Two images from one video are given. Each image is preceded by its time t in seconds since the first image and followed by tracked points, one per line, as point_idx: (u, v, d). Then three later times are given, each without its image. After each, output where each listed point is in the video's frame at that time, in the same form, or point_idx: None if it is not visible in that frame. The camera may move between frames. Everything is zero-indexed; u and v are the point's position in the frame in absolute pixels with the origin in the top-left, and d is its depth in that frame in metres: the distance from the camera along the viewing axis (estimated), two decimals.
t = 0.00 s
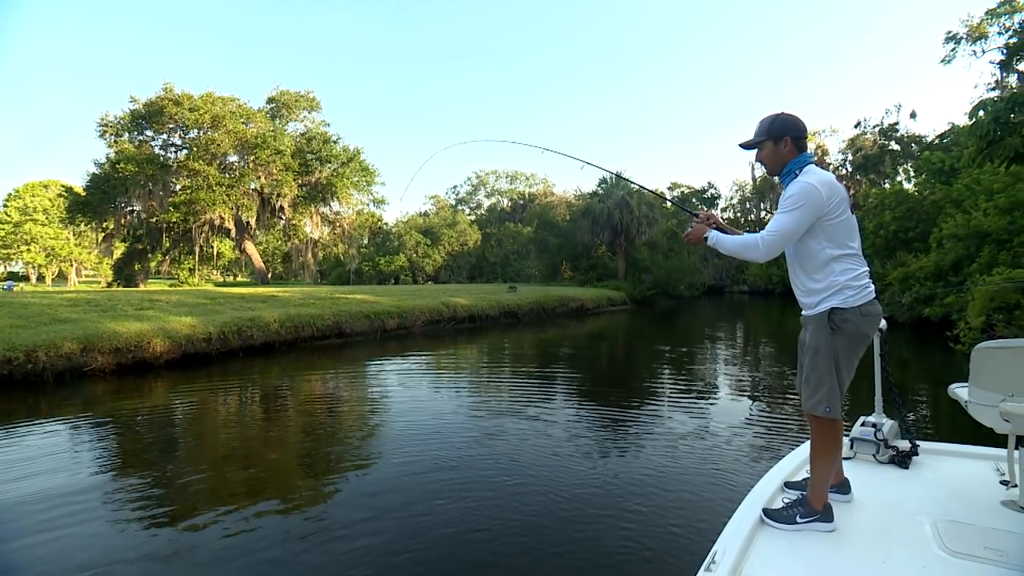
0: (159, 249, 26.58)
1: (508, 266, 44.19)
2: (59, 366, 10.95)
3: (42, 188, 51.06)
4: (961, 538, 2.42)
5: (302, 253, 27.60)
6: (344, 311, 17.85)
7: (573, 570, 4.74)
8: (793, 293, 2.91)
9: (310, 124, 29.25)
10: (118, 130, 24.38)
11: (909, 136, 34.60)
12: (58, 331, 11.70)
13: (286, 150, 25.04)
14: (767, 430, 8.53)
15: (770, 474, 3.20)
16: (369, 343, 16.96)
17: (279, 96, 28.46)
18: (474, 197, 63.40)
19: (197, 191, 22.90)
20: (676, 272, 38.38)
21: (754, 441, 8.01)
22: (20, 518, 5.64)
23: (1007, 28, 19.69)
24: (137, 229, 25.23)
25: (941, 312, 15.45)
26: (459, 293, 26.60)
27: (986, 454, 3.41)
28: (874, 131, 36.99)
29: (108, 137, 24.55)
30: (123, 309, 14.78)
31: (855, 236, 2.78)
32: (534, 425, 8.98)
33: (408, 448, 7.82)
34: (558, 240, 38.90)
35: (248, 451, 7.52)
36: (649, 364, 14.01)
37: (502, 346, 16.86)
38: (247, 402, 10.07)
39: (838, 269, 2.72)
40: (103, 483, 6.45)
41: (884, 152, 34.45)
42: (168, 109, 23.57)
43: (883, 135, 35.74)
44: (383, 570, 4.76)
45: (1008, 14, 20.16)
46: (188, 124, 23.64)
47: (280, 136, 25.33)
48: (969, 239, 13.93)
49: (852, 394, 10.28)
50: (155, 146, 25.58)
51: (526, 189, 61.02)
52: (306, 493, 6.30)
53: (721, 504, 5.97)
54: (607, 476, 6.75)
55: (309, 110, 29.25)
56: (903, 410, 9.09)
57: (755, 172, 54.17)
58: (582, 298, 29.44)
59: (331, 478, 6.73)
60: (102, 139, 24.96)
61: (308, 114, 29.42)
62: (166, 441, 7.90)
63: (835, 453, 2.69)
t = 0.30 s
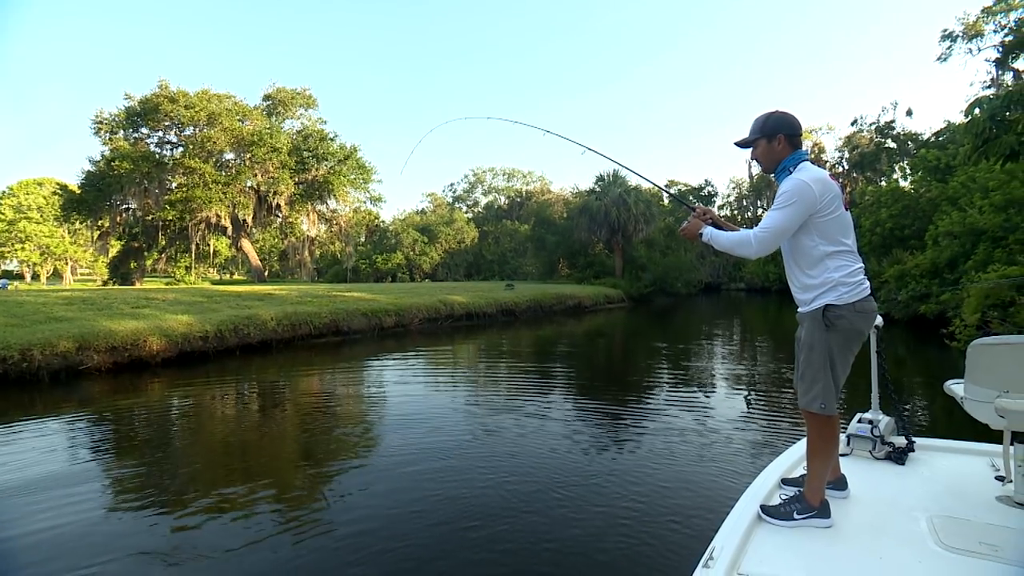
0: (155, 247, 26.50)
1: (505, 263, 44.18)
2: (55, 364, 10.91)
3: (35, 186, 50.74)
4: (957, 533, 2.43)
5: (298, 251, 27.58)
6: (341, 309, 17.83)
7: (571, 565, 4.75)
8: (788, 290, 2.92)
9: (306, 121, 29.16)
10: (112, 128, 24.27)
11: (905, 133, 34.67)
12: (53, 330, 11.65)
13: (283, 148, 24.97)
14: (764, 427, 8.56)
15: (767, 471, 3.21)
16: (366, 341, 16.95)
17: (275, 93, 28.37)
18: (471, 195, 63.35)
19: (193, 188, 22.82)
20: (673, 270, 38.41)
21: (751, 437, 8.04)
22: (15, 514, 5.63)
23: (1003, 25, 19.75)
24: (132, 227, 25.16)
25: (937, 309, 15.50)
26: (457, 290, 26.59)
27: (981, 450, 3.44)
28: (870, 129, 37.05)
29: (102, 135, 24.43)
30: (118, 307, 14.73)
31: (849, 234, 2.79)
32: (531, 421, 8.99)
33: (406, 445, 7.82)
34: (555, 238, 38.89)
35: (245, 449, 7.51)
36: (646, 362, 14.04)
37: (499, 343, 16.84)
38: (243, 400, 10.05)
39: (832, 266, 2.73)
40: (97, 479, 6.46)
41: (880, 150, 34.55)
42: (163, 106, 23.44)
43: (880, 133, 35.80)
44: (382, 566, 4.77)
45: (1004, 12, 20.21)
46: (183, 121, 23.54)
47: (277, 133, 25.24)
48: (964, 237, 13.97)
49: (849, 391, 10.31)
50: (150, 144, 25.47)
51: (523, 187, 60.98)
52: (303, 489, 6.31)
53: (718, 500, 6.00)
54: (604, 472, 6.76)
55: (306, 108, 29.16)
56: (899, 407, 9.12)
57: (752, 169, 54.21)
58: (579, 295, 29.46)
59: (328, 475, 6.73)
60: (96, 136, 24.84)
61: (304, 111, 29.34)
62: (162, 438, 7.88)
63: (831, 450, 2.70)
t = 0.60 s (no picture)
0: (147, 250, 26.37)
1: (500, 267, 44.21)
2: (45, 368, 10.84)
3: (26, 188, 50.39)
4: (950, 535, 2.45)
5: (292, 254, 27.54)
6: (335, 312, 17.80)
7: (566, 567, 4.76)
8: (782, 293, 2.94)
9: (301, 124, 29.10)
10: (104, 129, 24.17)
11: (896, 138, 34.95)
12: (44, 333, 11.59)
13: (277, 151, 24.91)
14: (758, 429, 8.60)
15: (762, 474, 3.22)
16: (360, 345, 16.92)
17: (269, 96, 28.35)
18: (466, 198, 63.37)
19: (186, 191, 22.74)
20: (667, 273, 38.52)
21: (745, 440, 8.08)
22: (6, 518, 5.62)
23: (991, 32, 19.97)
24: (124, 229, 25.02)
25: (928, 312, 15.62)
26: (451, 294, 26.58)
27: (972, 452, 3.47)
28: (862, 133, 37.30)
29: (94, 137, 24.31)
30: (109, 311, 14.65)
31: (841, 237, 2.81)
32: (526, 424, 9.00)
33: (401, 448, 7.81)
34: (550, 241, 38.94)
35: (238, 452, 7.48)
36: (640, 365, 14.08)
37: (494, 347, 16.83)
38: (236, 403, 10.02)
39: (825, 270, 2.75)
40: (90, 482, 6.48)
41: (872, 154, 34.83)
42: (157, 108, 23.36)
43: (871, 138, 36.08)
44: (377, 568, 4.76)
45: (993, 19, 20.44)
46: (177, 123, 23.47)
47: (271, 136, 25.18)
48: (955, 240, 14.09)
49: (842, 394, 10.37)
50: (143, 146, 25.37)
51: (518, 190, 61.05)
52: (297, 492, 6.29)
53: (712, 502, 6.01)
54: (599, 474, 6.77)
55: (300, 110, 29.11)
56: (891, 409, 9.19)
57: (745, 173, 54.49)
58: (573, 299, 29.52)
59: (322, 478, 6.71)
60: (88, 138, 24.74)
61: (298, 114, 29.29)
62: (155, 442, 7.85)
63: (825, 452, 2.72)
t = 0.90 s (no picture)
0: (135, 250, 26.17)
1: (490, 269, 44.21)
2: (28, 370, 10.71)
3: (11, 188, 49.80)
4: (933, 536, 2.49)
5: (282, 255, 27.45)
6: (325, 314, 17.71)
7: (556, 568, 4.77)
8: (772, 296, 2.97)
9: (291, 124, 28.98)
10: (91, 128, 23.98)
11: (883, 143, 35.31)
12: (28, 335, 11.45)
13: (267, 151, 24.78)
14: (747, 432, 8.65)
15: (751, 476, 3.25)
16: (350, 347, 16.86)
17: (260, 96, 28.23)
18: (457, 200, 63.36)
19: (174, 191, 22.55)
20: (658, 276, 38.65)
21: (734, 442, 8.13)
22: None
23: (975, 40, 20.27)
24: (111, 229, 24.79)
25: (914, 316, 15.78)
26: (442, 296, 26.54)
27: (957, 453, 3.52)
28: (849, 138, 37.68)
29: (80, 135, 24.11)
30: (95, 312, 14.50)
31: (829, 241, 2.85)
32: (516, 426, 9.01)
33: (391, 450, 7.79)
34: (541, 243, 38.98)
35: (226, 455, 7.43)
36: (631, 367, 14.13)
37: (485, 349, 16.83)
38: (224, 406, 9.94)
39: (813, 273, 2.78)
40: (74, 485, 6.42)
41: (860, 159, 35.24)
42: (145, 107, 23.21)
43: (859, 143, 36.42)
44: (365, 570, 4.75)
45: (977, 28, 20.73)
46: (165, 123, 23.31)
47: (261, 137, 25.05)
48: (940, 245, 14.26)
49: (829, 397, 10.46)
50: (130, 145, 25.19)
51: (509, 192, 61.08)
52: (285, 495, 6.26)
53: (700, 503, 6.05)
54: (589, 476, 6.79)
55: (291, 111, 29.01)
56: (878, 412, 9.27)
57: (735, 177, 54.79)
58: (564, 301, 29.57)
59: (312, 480, 6.69)
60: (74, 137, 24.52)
61: (289, 115, 29.18)
62: (141, 445, 7.78)
63: (814, 454, 2.74)
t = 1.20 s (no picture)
0: (122, 247, 25.95)
1: (482, 267, 44.20)
2: (12, 369, 10.60)
3: None
4: (918, 529, 2.53)
5: (272, 252, 27.33)
6: (316, 312, 17.64)
7: (546, 563, 4.79)
8: (761, 293, 3.00)
9: (281, 121, 28.83)
10: (76, 123, 23.74)
11: (871, 143, 35.61)
12: (12, 332, 11.33)
13: (257, 147, 24.60)
14: (736, 428, 8.72)
15: (740, 472, 3.27)
16: (341, 345, 16.80)
17: (250, 92, 28.05)
18: (448, 197, 63.28)
19: (162, 187, 22.34)
20: (648, 274, 38.79)
21: (723, 438, 8.19)
22: None
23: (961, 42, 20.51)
24: (97, 226, 24.55)
25: (901, 314, 15.94)
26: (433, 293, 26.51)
27: (941, 449, 3.57)
28: (838, 138, 37.98)
29: (65, 130, 23.85)
30: (81, 309, 14.36)
31: (818, 240, 2.89)
32: (507, 422, 9.03)
33: (382, 446, 7.78)
34: (532, 241, 39.01)
35: (215, 452, 7.39)
36: (621, 365, 14.19)
37: (476, 347, 16.83)
38: (213, 403, 9.89)
39: (802, 271, 2.81)
40: (58, 485, 6.34)
41: (848, 158, 35.55)
42: (132, 102, 23.01)
43: (847, 142, 36.71)
44: (355, 565, 4.75)
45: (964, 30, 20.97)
46: (153, 118, 23.12)
47: (250, 133, 24.90)
48: (926, 244, 14.42)
49: (817, 394, 10.55)
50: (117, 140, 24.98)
51: (500, 190, 61.04)
52: (275, 490, 6.25)
53: (688, 498, 6.10)
54: (580, 472, 6.83)
55: (281, 107, 28.85)
56: (865, 408, 9.37)
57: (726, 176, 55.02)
58: (555, 299, 29.60)
59: (301, 476, 6.67)
60: (59, 132, 24.27)
61: (279, 111, 29.02)
62: (128, 443, 7.73)
63: (801, 450, 2.77)
